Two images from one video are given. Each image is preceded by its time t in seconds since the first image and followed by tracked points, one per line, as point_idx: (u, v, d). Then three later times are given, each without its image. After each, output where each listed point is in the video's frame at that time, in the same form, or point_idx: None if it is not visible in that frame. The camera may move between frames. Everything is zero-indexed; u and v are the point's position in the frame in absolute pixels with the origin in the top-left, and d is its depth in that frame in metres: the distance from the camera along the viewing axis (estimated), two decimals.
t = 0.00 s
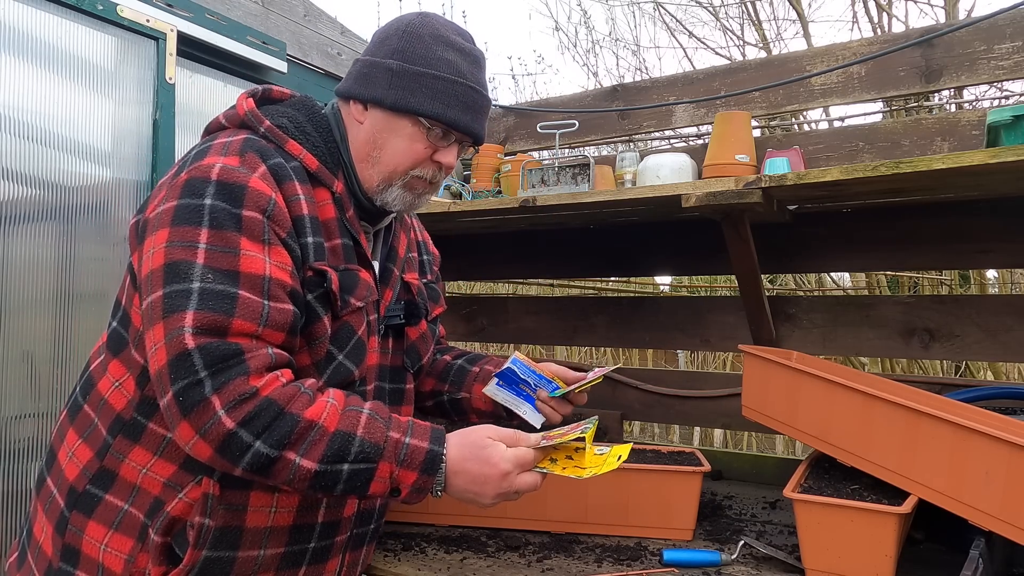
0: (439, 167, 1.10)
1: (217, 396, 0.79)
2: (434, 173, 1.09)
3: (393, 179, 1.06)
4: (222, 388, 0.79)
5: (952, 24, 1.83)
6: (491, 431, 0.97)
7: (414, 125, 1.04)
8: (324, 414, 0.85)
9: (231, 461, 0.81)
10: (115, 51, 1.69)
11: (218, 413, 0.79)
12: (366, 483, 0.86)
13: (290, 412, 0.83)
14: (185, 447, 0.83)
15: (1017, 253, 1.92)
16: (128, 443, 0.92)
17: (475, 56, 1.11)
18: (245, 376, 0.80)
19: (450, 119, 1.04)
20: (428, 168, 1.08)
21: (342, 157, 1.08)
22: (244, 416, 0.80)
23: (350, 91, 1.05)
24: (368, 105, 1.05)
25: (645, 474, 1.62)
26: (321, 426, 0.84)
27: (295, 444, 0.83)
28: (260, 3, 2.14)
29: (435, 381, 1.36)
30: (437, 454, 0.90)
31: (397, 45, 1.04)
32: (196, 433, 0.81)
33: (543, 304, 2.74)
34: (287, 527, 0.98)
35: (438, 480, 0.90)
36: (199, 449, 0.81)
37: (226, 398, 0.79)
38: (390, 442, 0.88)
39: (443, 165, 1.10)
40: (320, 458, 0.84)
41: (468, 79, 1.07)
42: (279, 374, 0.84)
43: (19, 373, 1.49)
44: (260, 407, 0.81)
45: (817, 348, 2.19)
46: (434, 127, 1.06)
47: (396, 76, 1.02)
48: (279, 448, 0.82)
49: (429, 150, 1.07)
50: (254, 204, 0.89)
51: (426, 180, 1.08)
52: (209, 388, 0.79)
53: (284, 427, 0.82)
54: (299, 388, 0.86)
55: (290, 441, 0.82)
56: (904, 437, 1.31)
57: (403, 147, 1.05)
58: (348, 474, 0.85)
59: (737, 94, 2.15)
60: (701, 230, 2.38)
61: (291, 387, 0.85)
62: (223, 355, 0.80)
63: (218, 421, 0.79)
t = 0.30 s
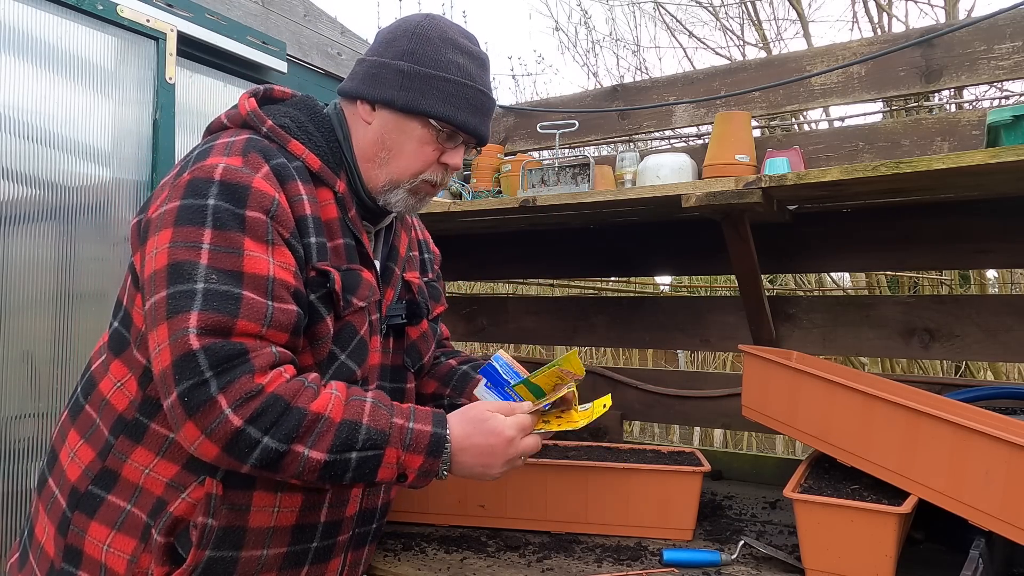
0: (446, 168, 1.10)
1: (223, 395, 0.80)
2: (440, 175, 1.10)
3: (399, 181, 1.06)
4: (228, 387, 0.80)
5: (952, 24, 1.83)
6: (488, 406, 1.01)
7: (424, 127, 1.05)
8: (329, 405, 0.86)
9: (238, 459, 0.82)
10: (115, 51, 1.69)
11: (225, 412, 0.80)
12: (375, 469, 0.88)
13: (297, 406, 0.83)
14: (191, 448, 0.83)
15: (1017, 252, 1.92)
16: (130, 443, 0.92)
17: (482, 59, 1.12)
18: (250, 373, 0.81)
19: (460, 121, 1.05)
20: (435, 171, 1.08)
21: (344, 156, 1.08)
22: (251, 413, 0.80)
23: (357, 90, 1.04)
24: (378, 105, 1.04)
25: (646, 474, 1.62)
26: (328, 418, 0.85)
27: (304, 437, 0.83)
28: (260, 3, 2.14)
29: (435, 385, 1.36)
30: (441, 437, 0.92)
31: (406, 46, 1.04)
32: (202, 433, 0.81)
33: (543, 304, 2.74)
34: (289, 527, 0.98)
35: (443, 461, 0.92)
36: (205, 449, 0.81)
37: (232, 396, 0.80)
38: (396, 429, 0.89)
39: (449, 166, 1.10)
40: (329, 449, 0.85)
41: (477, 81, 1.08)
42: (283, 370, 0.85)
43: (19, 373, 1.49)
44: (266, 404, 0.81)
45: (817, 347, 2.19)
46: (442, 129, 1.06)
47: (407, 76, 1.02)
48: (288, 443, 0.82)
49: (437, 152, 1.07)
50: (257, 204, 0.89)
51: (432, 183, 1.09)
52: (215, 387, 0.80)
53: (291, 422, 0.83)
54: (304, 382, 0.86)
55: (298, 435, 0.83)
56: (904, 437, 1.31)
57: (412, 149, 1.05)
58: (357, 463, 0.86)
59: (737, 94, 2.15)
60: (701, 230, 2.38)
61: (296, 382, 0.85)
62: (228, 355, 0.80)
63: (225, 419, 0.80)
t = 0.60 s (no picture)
0: (445, 166, 1.10)
1: (214, 389, 0.79)
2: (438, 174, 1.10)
3: (397, 180, 1.06)
4: (218, 381, 0.79)
5: (952, 24, 1.83)
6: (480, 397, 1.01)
7: (423, 126, 1.05)
8: (320, 397, 0.86)
9: (230, 453, 0.82)
10: (115, 51, 1.69)
11: (215, 405, 0.80)
12: (367, 460, 0.87)
13: (287, 399, 0.83)
14: (183, 444, 0.83)
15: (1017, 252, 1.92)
16: (129, 442, 0.92)
17: (482, 59, 1.12)
18: (241, 367, 0.81)
19: (459, 119, 1.05)
20: (433, 169, 1.08)
21: (342, 155, 1.08)
22: (241, 406, 0.80)
23: (357, 90, 1.05)
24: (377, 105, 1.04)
25: (645, 473, 1.62)
26: (318, 410, 0.85)
27: (294, 428, 0.84)
28: (260, 3, 2.14)
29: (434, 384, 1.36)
30: (432, 426, 0.91)
31: (406, 45, 1.04)
32: (193, 428, 0.81)
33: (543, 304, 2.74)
34: (289, 525, 0.98)
35: (436, 452, 0.91)
36: (196, 444, 0.82)
37: (222, 390, 0.79)
38: (387, 419, 0.89)
39: (448, 165, 1.10)
40: (320, 440, 0.84)
41: (476, 80, 1.08)
42: (274, 364, 0.85)
43: (19, 373, 1.49)
44: (256, 397, 0.81)
45: (817, 347, 2.19)
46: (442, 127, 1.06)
47: (407, 76, 1.02)
48: (278, 435, 0.82)
49: (435, 151, 1.07)
50: (254, 201, 0.89)
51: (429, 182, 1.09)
52: (206, 382, 0.79)
53: (281, 415, 0.83)
54: (294, 374, 0.86)
55: (288, 427, 0.83)
56: (904, 436, 1.31)
57: (412, 148, 1.05)
58: (349, 453, 0.86)
59: (737, 94, 2.15)
60: (701, 230, 2.38)
61: (286, 375, 0.85)
62: (220, 350, 0.80)
63: (216, 414, 0.80)
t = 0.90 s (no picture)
0: (438, 162, 1.09)
1: (214, 388, 0.80)
2: (433, 170, 1.09)
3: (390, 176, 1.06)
4: (218, 380, 0.80)
5: (952, 24, 1.83)
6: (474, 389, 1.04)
7: (414, 119, 1.04)
8: (320, 392, 0.86)
9: (231, 451, 0.82)
10: (115, 51, 1.69)
11: (217, 404, 0.80)
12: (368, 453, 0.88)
13: (288, 396, 0.84)
14: (182, 444, 0.82)
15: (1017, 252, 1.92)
16: (126, 442, 0.92)
17: (475, 54, 1.12)
18: (240, 365, 0.81)
19: (448, 111, 1.04)
20: (427, 165, 1.07)
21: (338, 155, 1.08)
22: (243, 403, 0.80)
23: (349, 87, 1.06)
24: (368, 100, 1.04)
25: (645, 473, 1.62)
26: (320, 405, 0.86)
27: (296, 424, 0.84)
28: (260, 3, 2.13)
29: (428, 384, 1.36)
30: (431, 418, 0.92)
31: (397, 41, 1.05)
32: (193, 427, 0.81)
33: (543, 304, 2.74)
34: (286, 525, 0.98)
35: (435, 444, 0.93)
36: (197, 444, 0.81)
37: (223, 388, 0.80)
38: (387, 412, 0.90)
39: (441, 161, 1.09)
40: (322, 434, 0.85)
41: (466, 73, 1.08)
42: (273, 361, 0.85)
43: (19, 373, 1.49)
44: (258, 394, 0.81)
45: (817, 347, 2.19)
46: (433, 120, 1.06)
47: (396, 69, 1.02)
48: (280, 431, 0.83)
49: (426, 145, 1.06)
50: (251, 202, 0.89)
51: (424, 178, 1.08)
52: (205, 381, 0.79)
53: (283, 411, 0.83)
54: (294, 372, 0.86)
55: (290, 423, 0.83)
56: (903, 437, 1.31)
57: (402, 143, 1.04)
58: (350, 446, 0.87)
59: (737, 94, 2.15)
60: (701, 230, 2.38)
61: (287, 372, 0.85)
62: (220, 349, 0.80)
63: (217, 412, 0.80)
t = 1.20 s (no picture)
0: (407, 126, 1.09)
1: (185, 393, 0.80)
2: (400, 134, 1.08)
3: (360, 148, 1.06)
4: (189, 386, 0.80)
5: (952, 24, 1.83)
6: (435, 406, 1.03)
7: (379, 83, 1.10)
8: (293, 404, 0.87)
9: (197, 456, 0.82)
10: (115, 51, 1.69)
11: (187, 410, 0.80)
12: (335, 467, 0.89)
13: (260, 406, 0.84)
14: (147, 445, 0.82)
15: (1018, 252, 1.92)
16: (120, 442, 0.92)
17: (456, 31, 1.17)
18: (213, 372, 0.81)
19: (405, 65, 1.09)
20: (393, 129, 1.08)
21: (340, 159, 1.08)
22: (214, 411, 0.81)
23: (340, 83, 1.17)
24: (351, 83, 1.14)
25: (645, 474, 1.62)
26: (292, 416, 0.86)
27: (266, 434, 0.85)
28: (260, 3, 2.13)
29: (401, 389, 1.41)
30: (400, 434, 0.93)
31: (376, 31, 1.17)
32: (160, 430, 0.81)
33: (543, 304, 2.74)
34: (275, 532, 0.99)
35: (402, 460, 0.93)
36: (162, 446, 0.81)
37: (194, 395, 0.80)
38: (358, 426, 0.91)
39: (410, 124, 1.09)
40: (292, 446, 0.86)
41: (433, 38, 1.12)
42: (247, 368, 0.85)
43: (19, 373, 1.49)
44: (229, 403, 0.81)
45: (817, 347, 2.19)
46: (398, 83, 1.10)
47: (366, 47, 1.13)
48: (249, 441, 0.83)
49: (393, 108, 1.09)
50: (242, 206, 0.89)
51: (389, 141, 1.06)
52: (176, 386, 0.79)
53: (255, 421, 0.83)
54: (268, 381, 0.86)
55: (260, 434, 0.84)
56: (903, 437, 1.31)
57: (368, 106, 1.09)
58: (318, 458, 0.88)
59: (737, 94, 2.15)
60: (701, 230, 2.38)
61: (260, 381, 0.85)
62: (193, 354, 0.80)
63: (186, 418, 0.80)
